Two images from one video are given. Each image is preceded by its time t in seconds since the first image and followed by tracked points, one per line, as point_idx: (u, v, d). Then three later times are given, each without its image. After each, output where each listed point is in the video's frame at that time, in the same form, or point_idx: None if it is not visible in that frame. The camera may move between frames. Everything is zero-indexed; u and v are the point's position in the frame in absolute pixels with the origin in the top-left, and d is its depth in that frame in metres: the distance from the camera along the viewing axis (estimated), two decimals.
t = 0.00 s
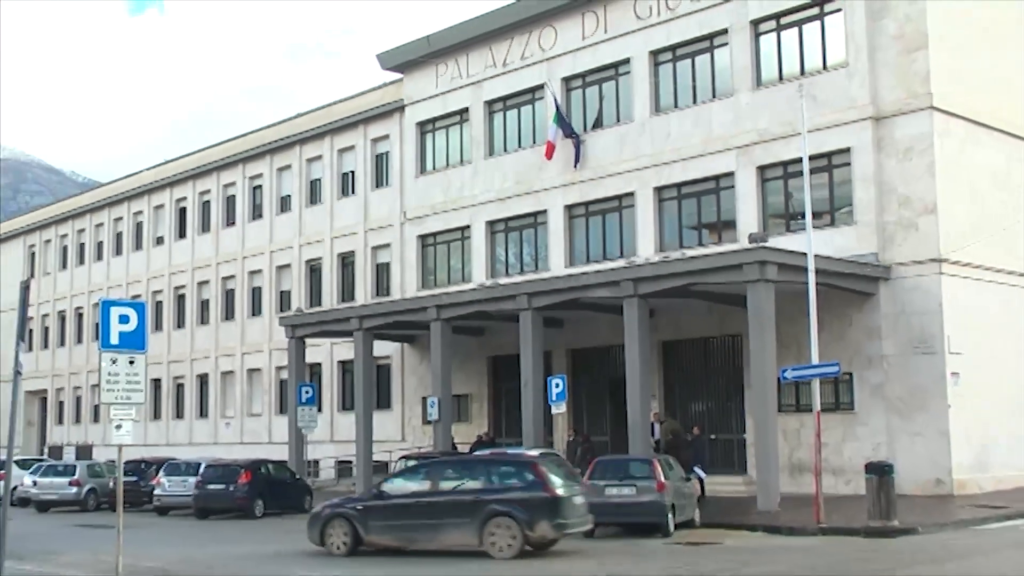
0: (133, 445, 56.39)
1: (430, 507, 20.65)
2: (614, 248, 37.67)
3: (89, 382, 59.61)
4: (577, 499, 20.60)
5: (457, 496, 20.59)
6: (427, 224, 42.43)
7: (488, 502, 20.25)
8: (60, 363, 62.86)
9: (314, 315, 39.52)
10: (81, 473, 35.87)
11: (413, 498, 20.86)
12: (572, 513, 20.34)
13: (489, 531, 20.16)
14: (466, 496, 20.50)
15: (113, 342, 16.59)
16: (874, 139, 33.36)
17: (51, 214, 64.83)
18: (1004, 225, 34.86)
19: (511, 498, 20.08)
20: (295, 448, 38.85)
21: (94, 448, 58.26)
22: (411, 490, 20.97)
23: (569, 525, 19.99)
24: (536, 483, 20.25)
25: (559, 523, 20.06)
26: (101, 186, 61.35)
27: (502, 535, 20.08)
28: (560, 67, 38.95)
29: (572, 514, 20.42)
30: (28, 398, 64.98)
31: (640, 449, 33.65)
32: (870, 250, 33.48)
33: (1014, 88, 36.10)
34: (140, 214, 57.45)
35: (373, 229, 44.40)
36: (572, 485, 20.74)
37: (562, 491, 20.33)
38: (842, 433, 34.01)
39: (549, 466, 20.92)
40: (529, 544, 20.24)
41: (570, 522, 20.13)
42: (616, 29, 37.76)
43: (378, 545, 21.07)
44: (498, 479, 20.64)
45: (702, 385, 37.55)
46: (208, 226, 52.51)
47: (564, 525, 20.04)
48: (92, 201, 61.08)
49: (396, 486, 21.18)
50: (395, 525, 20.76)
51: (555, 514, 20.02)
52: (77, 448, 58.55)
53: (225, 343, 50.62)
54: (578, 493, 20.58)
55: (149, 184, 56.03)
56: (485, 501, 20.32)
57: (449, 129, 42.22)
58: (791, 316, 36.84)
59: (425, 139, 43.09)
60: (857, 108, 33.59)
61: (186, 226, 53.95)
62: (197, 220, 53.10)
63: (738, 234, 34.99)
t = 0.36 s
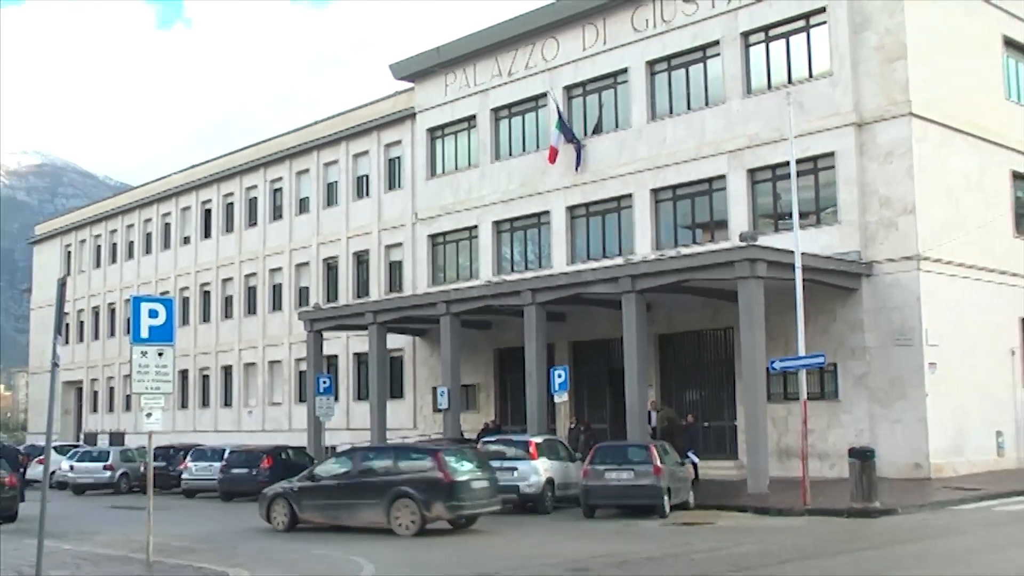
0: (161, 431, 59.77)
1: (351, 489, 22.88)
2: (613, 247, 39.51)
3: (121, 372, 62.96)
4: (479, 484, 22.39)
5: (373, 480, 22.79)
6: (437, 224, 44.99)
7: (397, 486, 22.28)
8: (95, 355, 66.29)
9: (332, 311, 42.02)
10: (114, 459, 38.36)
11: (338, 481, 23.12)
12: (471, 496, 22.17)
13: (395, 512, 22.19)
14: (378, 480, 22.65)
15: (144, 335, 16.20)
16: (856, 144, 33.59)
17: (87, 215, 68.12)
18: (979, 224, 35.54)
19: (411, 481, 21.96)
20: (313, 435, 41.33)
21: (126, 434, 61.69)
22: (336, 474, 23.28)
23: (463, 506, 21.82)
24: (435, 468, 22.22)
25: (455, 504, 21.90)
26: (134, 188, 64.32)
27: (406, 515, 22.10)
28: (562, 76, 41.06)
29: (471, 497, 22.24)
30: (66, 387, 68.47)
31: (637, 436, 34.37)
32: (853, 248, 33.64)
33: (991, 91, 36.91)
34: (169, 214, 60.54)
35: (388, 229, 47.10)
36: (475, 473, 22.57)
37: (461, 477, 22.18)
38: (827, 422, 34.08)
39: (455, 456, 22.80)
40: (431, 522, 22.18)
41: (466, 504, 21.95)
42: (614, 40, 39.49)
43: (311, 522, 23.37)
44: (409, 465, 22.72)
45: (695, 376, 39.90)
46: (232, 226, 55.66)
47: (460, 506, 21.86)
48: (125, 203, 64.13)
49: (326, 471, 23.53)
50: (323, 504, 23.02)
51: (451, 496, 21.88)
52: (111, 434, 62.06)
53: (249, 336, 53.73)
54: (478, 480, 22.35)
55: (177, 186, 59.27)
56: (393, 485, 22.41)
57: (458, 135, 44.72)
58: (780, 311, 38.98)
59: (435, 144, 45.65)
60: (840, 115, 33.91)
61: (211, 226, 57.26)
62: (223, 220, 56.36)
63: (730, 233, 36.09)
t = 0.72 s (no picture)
0: (173, 428, 60.73)
1: (289, 482, 24.52)
2: (617, 246, 40.16)
3: (134, 370, 63.89)
4: (401, 477, 23.85)
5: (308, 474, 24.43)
6: (444, 223, 45.85)
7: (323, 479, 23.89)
8: (109, 353, 67.29)
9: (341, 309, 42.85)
10: (128, 454, 39.17)
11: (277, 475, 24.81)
12: (391, 489, 23.62)
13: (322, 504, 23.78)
14: (310, 474, 24.26)
15: (156, 332, 16.72)
16: (855, 146, 34.18)
17: (101, 215, 69.14)
18: (975, 224, 36.18)
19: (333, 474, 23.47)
20: (323, 429, 42.20)
21: (139, 430, 62.63)
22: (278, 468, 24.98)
23: (381, 498, 23.28)
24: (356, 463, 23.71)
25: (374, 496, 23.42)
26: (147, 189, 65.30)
27: (332, 506, 23.68)
28: (566, 80, 41.86)
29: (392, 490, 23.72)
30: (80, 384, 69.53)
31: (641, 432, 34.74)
32: (852, 247, 34.03)
33: (986, 95, 37.68)
34: (182, 214, 61.48)
35: (397, 229, 47.98)
36: (399, 467, 24.01)
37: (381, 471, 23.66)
38: (826, 418, 34.41)
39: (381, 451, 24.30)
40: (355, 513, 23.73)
41: (385, 496, 23.42)
42: (618, 44, 40.27)
43: (258, 512, 25.09)
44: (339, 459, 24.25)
45: (698, 373, 40.66)
46: (243, 226, 56.55)
47: (378, 498, 23.35)
48: (139, 204, 65.06)
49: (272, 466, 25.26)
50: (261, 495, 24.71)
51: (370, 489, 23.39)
52: (124, 431, 63.00)
53: (259, 334, 54.63)
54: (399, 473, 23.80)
55: (189, 187, 60.24)
56: (322, 478, 24.01)
57: (465, 136, 45.57)
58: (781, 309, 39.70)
59: (442, 146, 46.53)
60: (839, 117, 34.46)
61: (223, 226, 58.14)
62: (234, 221, 57.24)
63: (732, 233, 36.66)
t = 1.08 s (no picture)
0: (181, 428, 60.83)
1: (239, 481, 26.01)
2: (624, 247, 40.13)
3: (142, 370, 64.02)
4: (339, 477, 25.16)
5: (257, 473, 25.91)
6: (451, 224, 45.88)
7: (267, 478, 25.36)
8: (116, 353, 67.45)
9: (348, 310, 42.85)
10: (135, 454, 39.24)
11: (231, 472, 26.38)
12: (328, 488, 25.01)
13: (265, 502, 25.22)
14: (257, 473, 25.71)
15: (164, 332, 16.73)
16: (863, 147, 34.12)
17: (108, 216, 69.30)
18: (982, 225, 36.09)
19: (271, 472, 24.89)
20: (329, 430, 42.20)
21: (147, 430, 62.77)
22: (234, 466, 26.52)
23: (317, 497, 24.69)
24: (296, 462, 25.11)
25: (311, 495, 24.83)
26: (155, 190, 65.43)
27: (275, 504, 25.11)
28: (574, 81, 41.84)
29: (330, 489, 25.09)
30: (88, 384, 69.68)
31: (648, 432, 34.59)
32: (860, 249, 33.99)
33: (994, 96, 37.59)
34: (189, 215, 61.59)
35: (404, 229, 48.02)
36: (339, 466, 25.38)
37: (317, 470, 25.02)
38: (834, 419, 34.37)
39: (326, 451, 25.67)
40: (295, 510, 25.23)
41: (322, 495, 24.79)
42: (625, 45, 40.24)
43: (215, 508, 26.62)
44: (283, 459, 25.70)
45: (705, 373, 40.62)
46: (250, 227, 56.62)
47: (314, 497, 24.71)
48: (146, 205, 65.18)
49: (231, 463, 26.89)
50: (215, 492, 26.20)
51: (306, 488, 24.78)
52: (131, 431, 63.14)
53: (266, 335, 54.70)
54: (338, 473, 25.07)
55: (197, 188, 60.35)
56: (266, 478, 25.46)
57: (472, 137, 45.58)
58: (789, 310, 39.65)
59: (450, 147, 46.55)
60: (846, 118, 34.40)
61: (230, 227, 58.22)
62: (242, 222, 57.30)
63: (739, 234, 36.61)
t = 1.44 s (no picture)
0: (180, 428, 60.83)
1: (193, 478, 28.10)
2: (624, 247, 40.12)
3: (140, 370, 64.04)
4: (283, 475, 27.13)
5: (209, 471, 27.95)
6: (451, 224, 45.90)
7: (216, 477, 27.41)
8: (115, 353, 67.47)
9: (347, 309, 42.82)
10: (134, 454, 39.26)
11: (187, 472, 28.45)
12: (272, 485, 27.02)
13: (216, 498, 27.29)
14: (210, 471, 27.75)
15: (163, 332, 16.73)
16: (862, 147, 34.13)
17: (108, 216, 69.30)
18: (981, 225, 36.09)
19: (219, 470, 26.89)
20: (328, 431, 42.17)
21: (146, 430, 62.77)
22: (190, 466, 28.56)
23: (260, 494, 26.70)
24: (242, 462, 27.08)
25: (256, 492, 26.81)
26: (154, 190, 65.44)
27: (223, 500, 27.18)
28: (573, 81, 41.84)
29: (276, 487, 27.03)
30: (87, 384, 69.69)
31: (647, 433, 34.54)
32: (859, 249, 34.00)
33: (993, 97, 37.62)
34: (189, 214, 61.60)
35: (403, 229, 48.04)
36: (285, 464, 27.35)
37: (262, 468, 27.01)
38: (832, 419, 34.36)
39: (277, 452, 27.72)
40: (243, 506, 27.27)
41: (266, 493, 26.82)
42: (624, 45, 40.24)
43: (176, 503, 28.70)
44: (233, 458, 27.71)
45: (704, 373, 40.62)
46: (249, 227, 56.62)
47: (259, 495, 26.74)
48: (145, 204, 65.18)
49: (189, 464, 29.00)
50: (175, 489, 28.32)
51: (252, 486, 26.83)
52: (130, 431, 63.16)
53: (266, 335, 54.71)
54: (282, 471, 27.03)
55: (196, 188, 60.34)
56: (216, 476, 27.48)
57: (471, 137, 45.59)
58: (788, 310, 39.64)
59: (449, 147, 46.56)
60: (846, 118, 34.39)
61: (229, 227, 58.21)
62: (240, 221, 57.30)
63: (739, 234, 36.62)
